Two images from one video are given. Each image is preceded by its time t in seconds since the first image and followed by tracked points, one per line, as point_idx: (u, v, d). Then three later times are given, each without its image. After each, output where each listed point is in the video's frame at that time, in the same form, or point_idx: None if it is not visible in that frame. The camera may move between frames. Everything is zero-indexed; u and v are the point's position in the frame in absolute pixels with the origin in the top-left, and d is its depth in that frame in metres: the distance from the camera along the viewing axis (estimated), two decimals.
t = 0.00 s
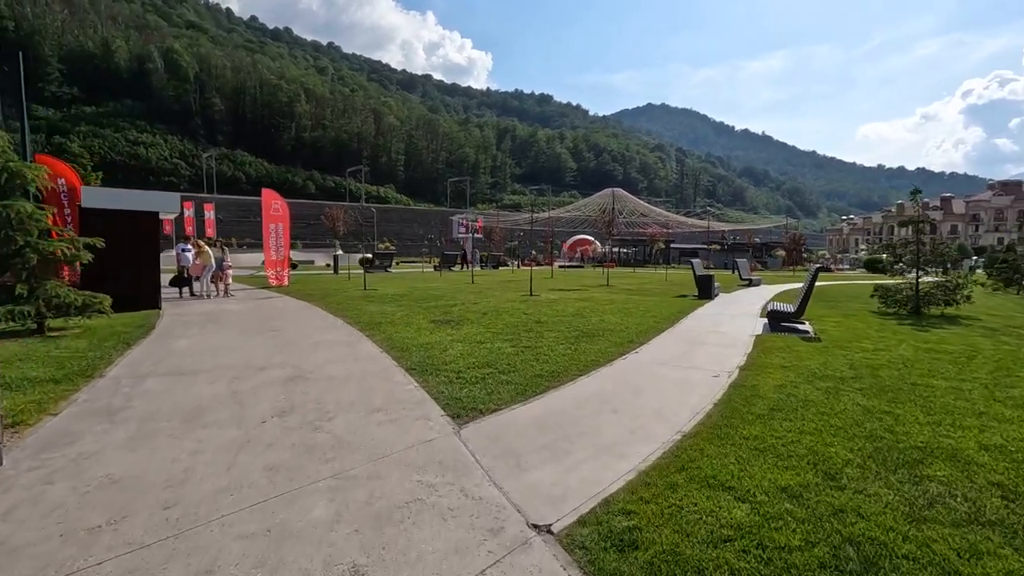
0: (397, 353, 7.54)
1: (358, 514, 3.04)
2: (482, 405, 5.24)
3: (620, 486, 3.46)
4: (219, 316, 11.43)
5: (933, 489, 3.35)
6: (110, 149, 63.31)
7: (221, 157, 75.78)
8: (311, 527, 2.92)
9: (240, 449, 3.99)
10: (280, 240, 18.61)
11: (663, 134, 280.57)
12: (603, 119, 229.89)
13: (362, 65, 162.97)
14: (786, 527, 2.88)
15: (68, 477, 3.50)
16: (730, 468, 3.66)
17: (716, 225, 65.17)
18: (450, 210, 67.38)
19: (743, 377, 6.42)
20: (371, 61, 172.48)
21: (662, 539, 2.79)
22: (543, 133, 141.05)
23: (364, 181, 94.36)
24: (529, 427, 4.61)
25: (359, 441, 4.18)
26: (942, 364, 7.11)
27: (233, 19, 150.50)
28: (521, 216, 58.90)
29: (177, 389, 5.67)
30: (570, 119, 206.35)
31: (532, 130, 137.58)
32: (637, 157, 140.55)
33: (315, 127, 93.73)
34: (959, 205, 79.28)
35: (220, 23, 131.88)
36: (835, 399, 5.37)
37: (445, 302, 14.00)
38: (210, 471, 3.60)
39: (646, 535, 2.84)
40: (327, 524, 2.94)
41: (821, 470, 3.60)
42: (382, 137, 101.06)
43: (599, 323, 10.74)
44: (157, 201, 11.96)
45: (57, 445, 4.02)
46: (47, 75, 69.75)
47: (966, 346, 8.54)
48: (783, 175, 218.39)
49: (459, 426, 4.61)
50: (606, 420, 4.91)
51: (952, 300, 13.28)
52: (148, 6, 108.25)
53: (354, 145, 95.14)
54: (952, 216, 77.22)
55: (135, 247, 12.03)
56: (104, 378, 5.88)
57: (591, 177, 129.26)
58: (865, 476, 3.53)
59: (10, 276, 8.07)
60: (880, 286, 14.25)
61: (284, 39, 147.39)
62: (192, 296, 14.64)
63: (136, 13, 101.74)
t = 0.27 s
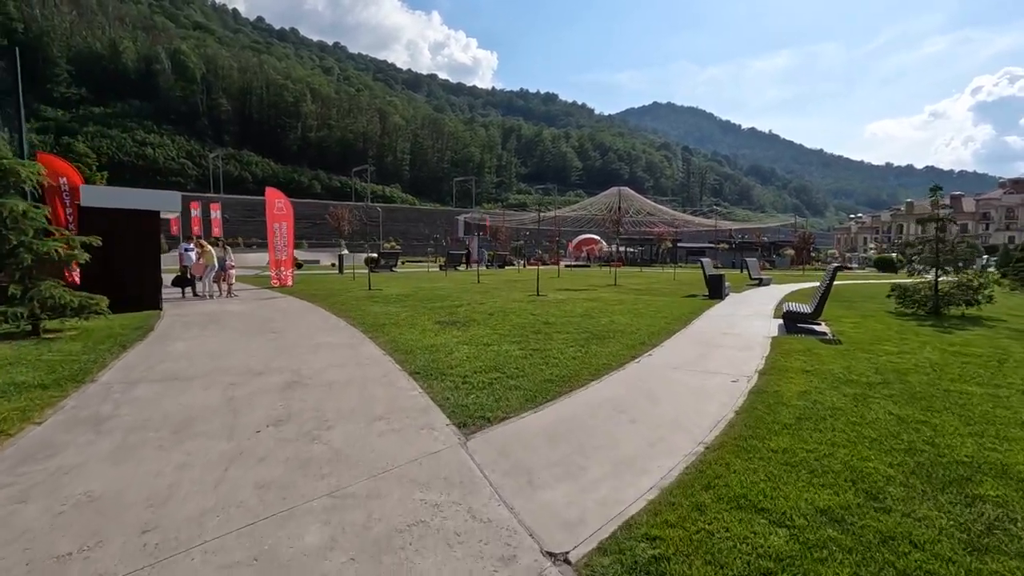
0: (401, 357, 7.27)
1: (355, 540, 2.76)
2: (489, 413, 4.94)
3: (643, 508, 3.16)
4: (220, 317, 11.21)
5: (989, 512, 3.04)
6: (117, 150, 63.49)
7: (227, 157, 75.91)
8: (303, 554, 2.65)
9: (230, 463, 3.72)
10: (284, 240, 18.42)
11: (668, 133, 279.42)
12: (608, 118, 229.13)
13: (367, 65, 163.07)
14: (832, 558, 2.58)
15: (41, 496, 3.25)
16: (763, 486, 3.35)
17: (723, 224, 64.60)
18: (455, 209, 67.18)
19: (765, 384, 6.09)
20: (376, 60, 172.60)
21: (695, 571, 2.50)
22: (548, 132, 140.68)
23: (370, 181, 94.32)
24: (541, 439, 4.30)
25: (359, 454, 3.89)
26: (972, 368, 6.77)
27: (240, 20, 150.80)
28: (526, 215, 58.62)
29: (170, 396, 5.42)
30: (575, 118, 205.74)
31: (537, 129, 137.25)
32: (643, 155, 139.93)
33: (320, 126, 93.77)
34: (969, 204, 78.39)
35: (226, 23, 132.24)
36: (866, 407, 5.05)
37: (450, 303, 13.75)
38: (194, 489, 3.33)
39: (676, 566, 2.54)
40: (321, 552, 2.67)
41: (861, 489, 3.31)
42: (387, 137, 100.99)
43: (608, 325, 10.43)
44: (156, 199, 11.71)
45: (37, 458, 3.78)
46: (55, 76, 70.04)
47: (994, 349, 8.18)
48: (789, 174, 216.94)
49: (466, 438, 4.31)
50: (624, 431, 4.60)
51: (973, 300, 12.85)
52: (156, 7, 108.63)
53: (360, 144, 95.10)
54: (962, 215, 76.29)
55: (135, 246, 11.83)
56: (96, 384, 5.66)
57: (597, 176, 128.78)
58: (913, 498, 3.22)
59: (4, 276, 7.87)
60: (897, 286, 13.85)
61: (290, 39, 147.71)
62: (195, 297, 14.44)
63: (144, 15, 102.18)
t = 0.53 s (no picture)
0: (404, 362, 6.98)
1: None
2: (496, 426, 4.65)
3: (672, 540, 2.87)
4: (220, 319, 10.93)
5: None
6: (123, 149, 63.48)
7: (232, 157, 75.86)
8: None
9: (216, 485, 3.43)
10: (286, 239, 18.14)
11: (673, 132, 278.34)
12: (613, 117, 228.34)
13: (371, 64, 162.99)
14: None
15: (9, 523, 2.97)
16: (801, 514, 3.06)
17: (729, 222, 64.07)
18: (459, 208, 66.92)
19: (787, 392, 5.78)
20: (380, 60, 172.56)
21: None
22: (552, 131, 140.23)
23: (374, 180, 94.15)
24: (554, 456, 4.01)
25: (358, 474, 3.59)
26: (1004, 375, 6.43)
27: (245, 20, 150.81)
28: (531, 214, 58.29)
29: (160, 405, 5.13)
30: (580, 117, 205.05)
31: (541, 128, 136.91)
32: (648, 154, 139.36)
33: (325, 126, 93.67)
34: (977, 202, 77.58)
35: (231, 23, 132.29)
36: (901, 421, 4.73)
37: (454, 304, 13.48)
38: (174, 516, 3.02)
39: None
40: None
41: (909, 518, 3.02)
42: (391, 136, 100.83)
43: (618, 328, 10.14)
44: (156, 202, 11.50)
45: (11, 478, 3.50)
46: (61, 77, 70.15)
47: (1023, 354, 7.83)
48: (795, 172, 215.65)
49: (474, 454, 4.02)
50: (642, 446, 4.30)
51: (994, 301, 12.44)
52: (161, 8, 108.81)
53: (365, 144, 94.94)
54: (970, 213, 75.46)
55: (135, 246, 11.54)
56: (83, 393, 5.37)
57: (601, 175, 128.27)
58: (970, 530, 2.93)
59: None
60: (914, 287, 13.45)
61: (295, 39, 147.75)
62: (196, 298, 14.18)
63: (149, 15, 102.23)
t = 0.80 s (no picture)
0: (401, 366, 6.67)
1: None
2: (496, 438, 4.31)
3: None
4: (213, 321, 10.61)
5: None
6: (124, 149, 63.26)
7: (233, 157, 75.57)
8: None
9: (187, 508, 3.11)
10: (284, 239, 17.83)
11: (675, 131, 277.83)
12: (614, 117, 227.95)
13: (372, 64, 162.98)
14: None
15: None
16: (839, 544, 2.75)
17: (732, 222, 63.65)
18: (460, 208, 66.55)
19: (807, 399, 5.44)
20: (381, 60, 172.66)
21: None
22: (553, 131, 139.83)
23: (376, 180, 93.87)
24: (560, 473, 3.68)
25: (345, 495, 3.27)
26: None
27: (246, 20, 150.54)
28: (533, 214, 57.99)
29: (138, 414, 4.80)
30: (581, 117, 204.50)
31: (542, 127, 136.58)
32: (649, 154, 138.98)
33: (325, 125, 93.40)
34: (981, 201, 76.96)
35: (232, 23, 131.97)
36: (933, 433, 4.40)
37: (454, 305, 13.15)
38: (134, 547, 2.70)
39: None
40: None
41: (960, 550, 2.71)
42: (392, 135, 100.47)
43: (623, 329, 9.79)
44: (158, 201, 11.15)
45: None
46: (62, 76, 69.97)
47: None
48: (797, 172, 214.98)
49: (471, 471, 3.69)
50: (656, 461, 3.96)
51: (1010, 302, 12.06)
52: (162, 8, 108.62)
53: (365, 143, 94.65)
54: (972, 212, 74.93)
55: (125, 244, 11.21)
56: (58, 402, 5.06)
57: (603, 175, 127.91)
58: None
59: None
60: (926, 287, 13.08)
61: (296, 39, 147.63)
62: (190, 298, 13.86)
63: (150, 15, 101.91)
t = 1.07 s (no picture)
0: (392, 373, 6.37)
1: None
2: (491, 454, 4.03)
3: None
4: (201, 323, 10.30)
5: None
6: (119, 148, 62.80)
7: (230, 156, 75.09)
8: None
9: (147, 540, 2.81)
10: (277, 239, 17.48)
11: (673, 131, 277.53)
12: (613, 116, 227.61)
13: (370, 63, 162.55)
14: None
15: None
16: None
17: (731, 222, 63.40)
18: (458, 208, 66.19)
19: (819, 409, 5.17)
20: (379, 59, 172.22)
21: None
22: (551, 130, 139.47)
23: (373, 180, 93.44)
24: (560, 495, 3.40)
25: (322, 523, 2.97)
26: None
27: (243, 19, 149.83)
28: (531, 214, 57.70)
29: (108, 427, 4.49)
30: (579, 116, 204.20)
31: (540, 127, 136.25)
32: (647, 153, 138.76)
33: (323, 125, 92.94)
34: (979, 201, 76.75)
35: (229, 22, 131.25)
36: (957, 447, 4.14)
37: (449, 306, 12.86)
38: None
39: None
40: None
41: None
42: (390, 135, 100.01)
43: (623, 332, 9.51)
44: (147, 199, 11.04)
45: None
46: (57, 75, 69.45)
47: None
48: (794, 172, 214.91)
49: (462, 493, 3.42)
50: (662, 479, 3.69)
51: (1018, 304, 11.81)
52: (159, 6, 108.00)
53: (363, 143, 94.22)
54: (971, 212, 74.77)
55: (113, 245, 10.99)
56: (25, 414, 4.76)
57: (601, 174, 127.65)
58: None
59: None
60: (932, 289, 12.82)
61: (293, 38, 147.12)
62: (180, 299, 13.51)
63: (147, 13, 101.17)
